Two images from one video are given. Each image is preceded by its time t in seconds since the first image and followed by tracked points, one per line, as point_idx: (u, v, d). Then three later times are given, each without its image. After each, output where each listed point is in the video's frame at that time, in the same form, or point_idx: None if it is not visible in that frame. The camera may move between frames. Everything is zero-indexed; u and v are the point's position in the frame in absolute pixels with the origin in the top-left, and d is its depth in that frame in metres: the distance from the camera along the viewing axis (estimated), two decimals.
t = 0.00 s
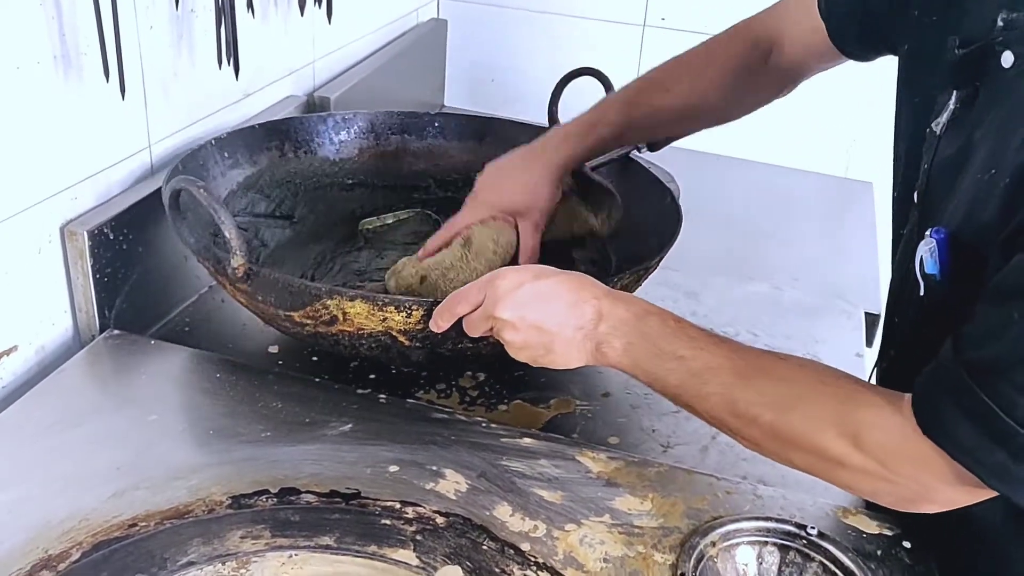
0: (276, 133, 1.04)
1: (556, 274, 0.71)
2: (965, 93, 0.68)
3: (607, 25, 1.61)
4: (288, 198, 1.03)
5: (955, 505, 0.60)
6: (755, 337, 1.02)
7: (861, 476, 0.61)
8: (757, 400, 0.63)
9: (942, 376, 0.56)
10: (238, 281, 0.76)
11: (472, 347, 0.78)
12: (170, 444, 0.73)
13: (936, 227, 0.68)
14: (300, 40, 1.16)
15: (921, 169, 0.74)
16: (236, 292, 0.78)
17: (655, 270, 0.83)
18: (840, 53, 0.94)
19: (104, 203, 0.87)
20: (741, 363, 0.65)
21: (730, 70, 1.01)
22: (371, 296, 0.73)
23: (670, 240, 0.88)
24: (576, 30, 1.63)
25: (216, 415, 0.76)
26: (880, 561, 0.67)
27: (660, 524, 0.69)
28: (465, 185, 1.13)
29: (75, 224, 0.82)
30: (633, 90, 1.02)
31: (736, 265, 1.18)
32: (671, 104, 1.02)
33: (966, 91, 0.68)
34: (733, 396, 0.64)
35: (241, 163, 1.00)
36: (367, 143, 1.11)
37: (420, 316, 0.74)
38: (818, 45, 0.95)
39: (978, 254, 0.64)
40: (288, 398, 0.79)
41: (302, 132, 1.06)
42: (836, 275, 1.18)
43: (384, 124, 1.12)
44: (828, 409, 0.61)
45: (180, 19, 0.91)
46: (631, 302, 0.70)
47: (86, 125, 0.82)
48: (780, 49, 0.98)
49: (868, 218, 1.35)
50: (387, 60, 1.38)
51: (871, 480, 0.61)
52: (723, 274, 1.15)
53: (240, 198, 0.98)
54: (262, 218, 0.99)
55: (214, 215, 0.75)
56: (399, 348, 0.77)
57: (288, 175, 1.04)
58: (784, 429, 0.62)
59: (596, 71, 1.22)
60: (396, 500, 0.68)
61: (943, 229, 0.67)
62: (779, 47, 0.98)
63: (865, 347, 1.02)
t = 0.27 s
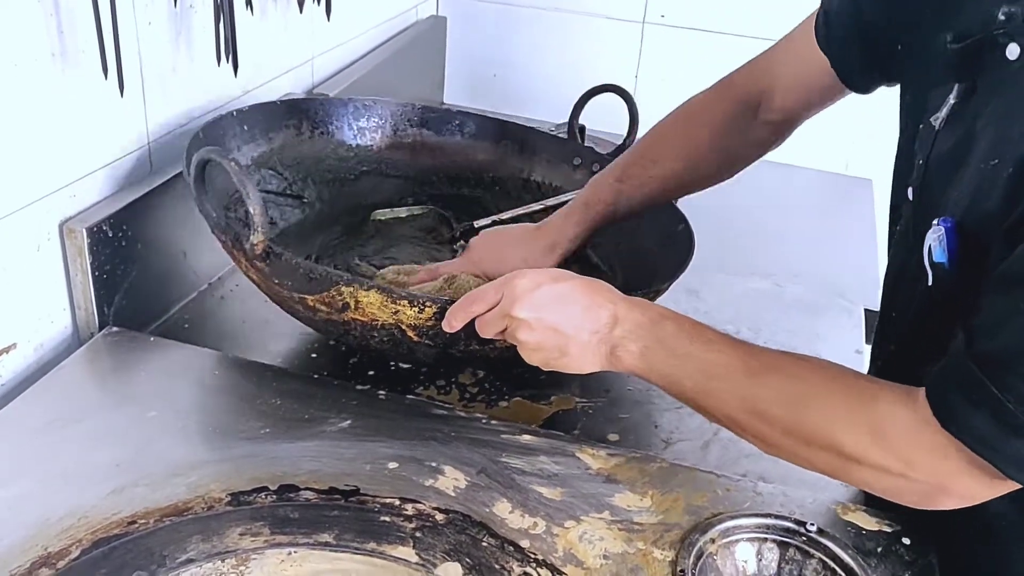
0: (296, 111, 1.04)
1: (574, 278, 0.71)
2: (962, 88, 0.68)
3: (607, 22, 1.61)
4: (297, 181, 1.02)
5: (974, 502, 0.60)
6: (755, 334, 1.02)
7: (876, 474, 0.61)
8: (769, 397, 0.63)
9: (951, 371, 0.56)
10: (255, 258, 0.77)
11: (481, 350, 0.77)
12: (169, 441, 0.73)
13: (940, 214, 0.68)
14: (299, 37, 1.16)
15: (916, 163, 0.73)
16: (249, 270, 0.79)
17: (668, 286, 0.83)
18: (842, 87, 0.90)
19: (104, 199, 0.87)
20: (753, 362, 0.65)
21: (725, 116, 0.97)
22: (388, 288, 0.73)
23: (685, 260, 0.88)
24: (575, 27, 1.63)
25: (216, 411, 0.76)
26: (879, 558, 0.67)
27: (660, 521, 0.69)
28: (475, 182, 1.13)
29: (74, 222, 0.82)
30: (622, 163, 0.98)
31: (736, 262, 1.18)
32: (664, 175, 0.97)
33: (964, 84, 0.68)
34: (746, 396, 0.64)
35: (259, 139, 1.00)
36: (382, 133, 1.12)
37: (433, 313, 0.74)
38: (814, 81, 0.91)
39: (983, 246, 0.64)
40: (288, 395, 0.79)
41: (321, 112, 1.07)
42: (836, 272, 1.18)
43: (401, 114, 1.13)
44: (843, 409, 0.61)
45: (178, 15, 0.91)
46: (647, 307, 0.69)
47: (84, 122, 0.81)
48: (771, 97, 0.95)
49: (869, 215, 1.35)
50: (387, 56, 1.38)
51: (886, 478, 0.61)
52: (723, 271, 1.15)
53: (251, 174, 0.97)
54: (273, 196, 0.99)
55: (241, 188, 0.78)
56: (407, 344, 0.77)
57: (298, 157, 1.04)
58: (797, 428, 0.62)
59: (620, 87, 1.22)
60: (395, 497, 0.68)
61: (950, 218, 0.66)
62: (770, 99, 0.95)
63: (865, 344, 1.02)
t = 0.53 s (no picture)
0: (274, 125, 1.03)
1: (552, 264, 0.71)
2: (983, 78, 0.69)
3: (607, 19, 1.61)
4: (284, 189, 1.02)
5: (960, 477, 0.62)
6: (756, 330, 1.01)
7: (869, 451, 0.62)
8: (761, 381, 0.64)
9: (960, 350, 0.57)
10: (231, 278, 0.76)
11: (468, 342, 0.77)
12: (168, 438, 0.72)
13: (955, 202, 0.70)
14: (299, 32, 1.16)
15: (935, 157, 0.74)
16: (230, 288, 0.78)
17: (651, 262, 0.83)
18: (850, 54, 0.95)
19: (103, 195, 0.86)
20: (740, 347, 0.66)
21: (738, 66, 1.01)
22: (364, 292, 0.73)
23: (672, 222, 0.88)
24: (575, 23, 1.62)
25: (214, 408, 0.76)
26: (881, 553, 0.67)
27: (661, 516, 0.68)
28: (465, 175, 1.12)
29: (73, 218, 0.82)
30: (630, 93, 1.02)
31: (736, 258, 1.18)
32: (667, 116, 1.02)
33: (985, 74, 0.68)
34: (738, 378, 0.65)
35: (240, 157, 0.99)
36: (365, 134, 1.11)
37: (413, 310, 0.74)
38: (823, 44, 0.97)
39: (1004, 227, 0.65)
40: (287, 391, 0.78)
41: (299, 126, 1.05)
42: (836, 267, 1.18)
43: (383, 114, 1.12)
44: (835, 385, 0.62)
45: (178, 11, 0.91)
46: (626, 291, 0.70)
47: (83, 118, 0.81)
48: (786, 51, 0.99)
49: (869, 210, 1.35)
50: (386, 52, 1.38)
51: (877, 454, 0.62)
52: (723, 266, 1.15)
53: (237, 193, 0.97)
54: (259, 211, 0.98)
55: (205, 213, 0.76)
56: (393, 343, 0.76)
57: (289, 167, 1.04)
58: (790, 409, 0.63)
59: (598, 61, 1.20)
60: (395, 493, 0.68)
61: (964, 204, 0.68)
62: (785, 51, 1.00)
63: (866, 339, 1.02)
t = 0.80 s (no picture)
0: (283, 107, 1.02)
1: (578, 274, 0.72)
2: (987, 71, 0.69)
3: (608, 14, 1.60)
4: (289, 176, 1.02)
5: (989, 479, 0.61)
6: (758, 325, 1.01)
7: (895, 454, 0.61)
8: (783, 382, 0.64)
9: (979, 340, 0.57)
10: (257, 268, 0.75)
11: (488, 346, 0.77)
12: (170, 432, 0.72)
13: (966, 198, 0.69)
14: (300, 27, 1.16)
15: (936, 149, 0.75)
16: (251, 277, 0.77)
17: (668, 271, 0.84)
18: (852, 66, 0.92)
19: (104, 189, 0.86)
20: (766, 346, 0.66)
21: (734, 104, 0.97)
22: (394, 294, 0.73)
23: (683, 244, 0.87)
24: (576, 18, 1.62)
25: (217, 402, 0.76)
26: (885, 549, 0.67)
27: (665, 511, 0.68)
28: (468, 168, 1.12)
29: (74, 212, 0.81)
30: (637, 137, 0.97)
31: (739, 254, 1.17)
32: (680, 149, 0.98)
33: (988, 68, 0.69)
34: (761, 379, 0.65)
35: (247, 137, 0.98)
36: (370, 121, 1.10)
37: (440, 315, 0.74)
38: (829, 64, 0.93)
39: (1007, 229, 0.64)
40: (289, 386, 0.78)
41: (310, 107, 1.05)
42: (839, 263, 1.18)
43: (392, 102, 1.11)
44: (861, 386, 0.62)
45: (178, 5, 0.91)
46: (655, 297, 0.71)
47: (84, 112, 0.81)
48: (784, 77, 0.95)
49: (870, 206, 1.35)
50: (387, 47, 1.37)
51: (903, 455, 0.61)
52: (725, 262, 1.15)
53: (242, 173, 0.97)
54: (264, 194, 0.98)
55: (238, 203, 0.73)
56: (414, 344, 0.76)
57: (296, 152, 1.04)
58: (814, 411, 0.63)
59: (614, 65, 1.21)
60: (398, 487, 0.68)
61: (975, 200, 0.67)
62: (784, 78, 0.95)
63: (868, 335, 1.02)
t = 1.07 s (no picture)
0: (276, 118, 1.01)
1: (564, 251, 0.73)
2: (1015, 55, 0.71)
3: (609, 12, 1.60)
4: (287, 183, 1.02)
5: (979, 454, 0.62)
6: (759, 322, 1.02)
7: (887, 429, 0.62)
8: (777, 362, 0.65)
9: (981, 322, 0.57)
10: (243, 262, 0.76)
11: (478, 328, 0.77)
12: (172, 430, 0.72)
13: (984, 176, 0.71)
14: (300, 24, 1.15)
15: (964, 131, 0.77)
16: (240, 273, 0.78)
17: (661, 243, 0.83)
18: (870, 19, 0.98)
19: (104, 186, 0.86)
20: (757, 323, 0.67)
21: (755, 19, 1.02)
22: (376, 277, 0.73)
23: (677, 213, 0.88)
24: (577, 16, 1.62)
25: (218, 400, 0.76)
26: (887, 545, 0.67)
27: (666, 508, 0.68)
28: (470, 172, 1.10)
29: (76, 209, 0.81)
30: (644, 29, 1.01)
31: (740, 251, 1.17)
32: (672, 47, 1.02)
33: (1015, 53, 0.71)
34: (754, 357, 0.66)
35: (243, 148, 0.98)
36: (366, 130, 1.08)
37: (425, 295, 0.73)
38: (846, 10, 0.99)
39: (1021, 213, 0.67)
40: (290, 383, 0.78)
41: (303, 118, 1.03)
42: (840, 260, 1.18)
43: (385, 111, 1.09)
44: (852, 362, 0.63)
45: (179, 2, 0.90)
46: (642, 273, 0.71)
47: (85, 109, 0.81)
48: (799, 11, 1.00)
49: (871, 203, 1.35)
50: (387, 45, 1.37)
51: (895, 431, 0.62)
52: (726, 260, 1.15)
53: (239, 184, 0.97)
54: (263, 202, 0.99)
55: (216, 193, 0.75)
56: (405, 329, 0.76)
57: (290, 160, 1.03)
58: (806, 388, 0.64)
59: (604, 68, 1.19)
60: (400, 484, 0.68)
61: (990, 179, 0.69)
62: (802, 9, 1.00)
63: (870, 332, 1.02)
